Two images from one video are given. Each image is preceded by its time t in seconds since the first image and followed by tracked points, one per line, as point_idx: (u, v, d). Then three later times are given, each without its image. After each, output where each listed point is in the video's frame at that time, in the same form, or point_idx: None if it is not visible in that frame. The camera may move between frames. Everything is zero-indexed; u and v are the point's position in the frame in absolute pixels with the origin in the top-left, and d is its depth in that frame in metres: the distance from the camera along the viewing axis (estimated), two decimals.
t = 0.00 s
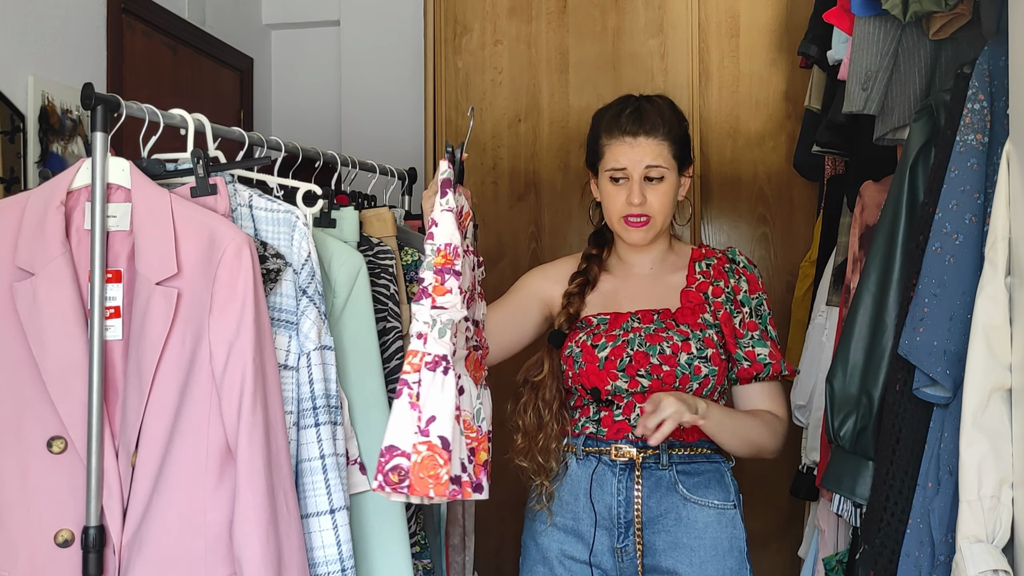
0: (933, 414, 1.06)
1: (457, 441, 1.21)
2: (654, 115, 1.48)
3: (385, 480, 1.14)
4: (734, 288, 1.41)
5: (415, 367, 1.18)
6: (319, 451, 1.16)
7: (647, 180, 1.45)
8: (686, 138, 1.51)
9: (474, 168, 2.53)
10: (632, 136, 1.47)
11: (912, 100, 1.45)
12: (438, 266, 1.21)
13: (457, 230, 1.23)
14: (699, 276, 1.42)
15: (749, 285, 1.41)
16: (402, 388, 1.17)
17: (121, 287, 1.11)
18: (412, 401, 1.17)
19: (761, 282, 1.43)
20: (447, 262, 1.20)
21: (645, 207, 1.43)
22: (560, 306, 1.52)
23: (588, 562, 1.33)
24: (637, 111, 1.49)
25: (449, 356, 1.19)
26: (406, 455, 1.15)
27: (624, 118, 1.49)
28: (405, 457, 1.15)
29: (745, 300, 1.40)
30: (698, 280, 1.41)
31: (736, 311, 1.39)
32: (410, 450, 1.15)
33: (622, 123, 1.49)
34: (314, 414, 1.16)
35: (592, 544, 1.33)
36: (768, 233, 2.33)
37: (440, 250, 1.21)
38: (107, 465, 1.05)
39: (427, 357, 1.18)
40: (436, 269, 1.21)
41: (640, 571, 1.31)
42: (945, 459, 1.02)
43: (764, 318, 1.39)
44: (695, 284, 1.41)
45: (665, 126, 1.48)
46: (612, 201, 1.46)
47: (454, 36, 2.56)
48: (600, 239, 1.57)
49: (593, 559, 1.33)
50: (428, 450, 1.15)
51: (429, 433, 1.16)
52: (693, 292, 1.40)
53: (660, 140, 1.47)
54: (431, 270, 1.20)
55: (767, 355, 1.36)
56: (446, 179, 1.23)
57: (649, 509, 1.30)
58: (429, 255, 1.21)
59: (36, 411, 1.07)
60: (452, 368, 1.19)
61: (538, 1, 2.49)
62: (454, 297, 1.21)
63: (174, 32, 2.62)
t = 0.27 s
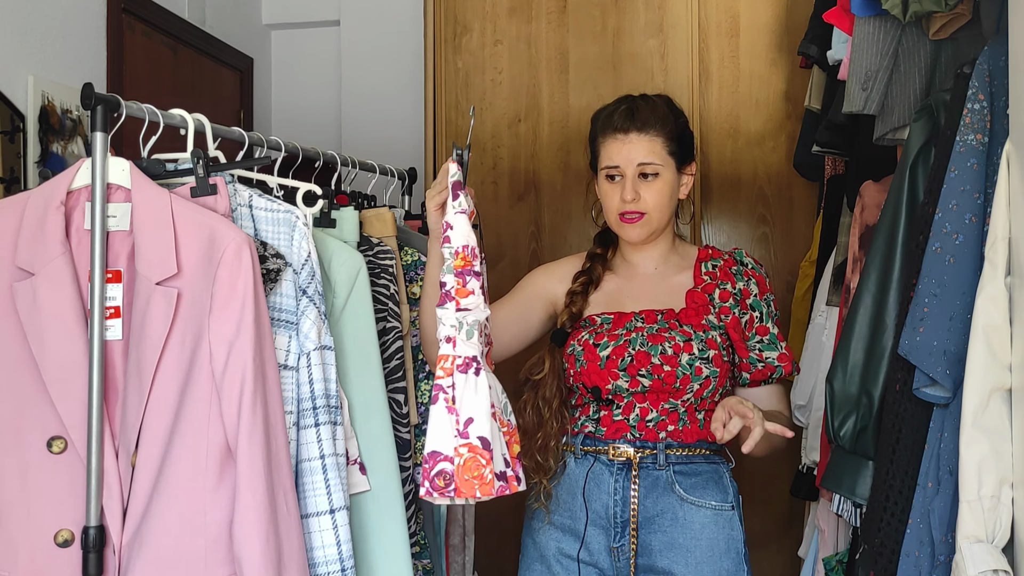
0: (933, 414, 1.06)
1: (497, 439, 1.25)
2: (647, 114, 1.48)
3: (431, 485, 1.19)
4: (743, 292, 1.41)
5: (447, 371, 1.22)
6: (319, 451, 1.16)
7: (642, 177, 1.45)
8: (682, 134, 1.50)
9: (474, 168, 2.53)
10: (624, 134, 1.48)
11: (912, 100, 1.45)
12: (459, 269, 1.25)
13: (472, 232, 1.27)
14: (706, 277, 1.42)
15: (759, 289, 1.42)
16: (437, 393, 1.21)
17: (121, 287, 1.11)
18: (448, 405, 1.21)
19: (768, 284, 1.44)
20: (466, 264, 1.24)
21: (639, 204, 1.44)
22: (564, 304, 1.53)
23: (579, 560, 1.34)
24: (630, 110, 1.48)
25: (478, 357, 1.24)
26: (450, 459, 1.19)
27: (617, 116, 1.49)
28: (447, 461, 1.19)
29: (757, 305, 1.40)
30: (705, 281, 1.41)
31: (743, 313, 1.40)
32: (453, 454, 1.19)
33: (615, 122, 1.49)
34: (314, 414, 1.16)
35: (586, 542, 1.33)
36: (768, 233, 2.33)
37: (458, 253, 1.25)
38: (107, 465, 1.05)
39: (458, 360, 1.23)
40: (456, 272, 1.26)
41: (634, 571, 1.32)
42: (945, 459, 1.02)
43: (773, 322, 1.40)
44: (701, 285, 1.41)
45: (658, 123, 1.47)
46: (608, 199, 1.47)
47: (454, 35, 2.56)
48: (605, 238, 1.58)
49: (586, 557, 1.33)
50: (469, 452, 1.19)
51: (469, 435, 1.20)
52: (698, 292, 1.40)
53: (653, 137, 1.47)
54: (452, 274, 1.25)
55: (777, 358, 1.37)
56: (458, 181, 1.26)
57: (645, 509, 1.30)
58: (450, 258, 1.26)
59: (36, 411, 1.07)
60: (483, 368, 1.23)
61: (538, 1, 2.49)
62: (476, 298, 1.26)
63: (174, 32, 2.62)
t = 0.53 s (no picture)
0: (933, 414, 1.06)
1: (497, 435, 1.24)
2: (656, 98, 1.50)
3: (431, 478, 1.17)
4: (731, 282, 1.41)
5: (449, 365, 1.22)
6: (319, 452, 1.16)
7: (646, 159, 1.45)
8: (687, 126, 1.52)
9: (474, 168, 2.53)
10: (631, 115, 1.48)
11: (912, 100, 1.45)
12: (461, 263, 1.25)
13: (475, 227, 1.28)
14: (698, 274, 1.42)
15: (747, 279, 1.41)
16: (439, 386, 1.20)
17: (121, 287, 1.11)
18: (449, 398, 1.20)
19: (761, 276, 1.43)
20: (469, 259, 1.25)
21: (641, 183, 1.42)
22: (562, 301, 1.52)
23: (586, 558, 1.34)
24: (639, 93, 1.50)
25: (480, 351, 1.23)
26: (449, 453, 1.18)
27: (624, 101, 1.51)
28: (447, 454, 1.18)
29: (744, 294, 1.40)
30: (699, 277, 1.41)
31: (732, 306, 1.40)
32: (453, 447, 1.18)
33: (624, 104, 1.50)
34: (314, 414, 1.16)
35: (591, 542, 1.33)
36: (768, 233, 2.33)
37: (461, 247, 1.25)
38: (107, 465, 1.05)
39: (459, 354, 1.22)
40: (458, 266, 1.25)
41: (637, 571, 1.31)
42: (945, 459, 1.02)
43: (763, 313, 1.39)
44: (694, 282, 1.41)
45: (664, 108, 1.49)
46: (611, 180, 1.46)
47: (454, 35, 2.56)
48: (602, 236, 1.58)
49: (591, 556, 1.33)
50: (470, 445, 1.18)
51: (469, 429, 1.19)
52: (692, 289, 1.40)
53: (660, 120, 1.48)
54: (454, 267, 1.25)
55: (768, 347, 1.36)
56: (462, 176, 1.28)
57: (647, 509, 1.30)
58: (452, 253, 1.26)
59: (36, 411, 1.07)
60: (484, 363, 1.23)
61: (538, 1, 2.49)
62: (479, 293, 1.26)
63: (174, 32, 2.62)
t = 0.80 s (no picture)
0: (933, 414, 1.06)
1: (467, 442, 1.25)
2: (658, 99, 1.50)
3: (400, 477, 1.18)
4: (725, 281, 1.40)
5: (425, 367, 1.21)
6: (319, 451, 1.16)
7: (645, 159, 1.46)
8: (688, 127, 1.52)
9: (475, 169, 2.53)
10: (633, 115, 1.48)
11: (912, 100, 1.45)
12: (444, 269, 1.24)
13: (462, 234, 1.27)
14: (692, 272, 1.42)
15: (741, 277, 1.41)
16: (414, 387, 1.20)
17: (121, 287, 1.11)
18: (423, 399, 1.20)
19: (756, 273, 1.42)
20: (453, 265, 1.23)
21: (640, 185, 1.43)
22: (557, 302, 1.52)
23: (584, 558, 1.34)
24: (642, 92, 1.50)
25: (458, 355, 1.22)
26: (420, 453, 1.19)
27: (627, 99, 1.50)
28: (418, 455, 1.18)
29: (739, 293, 1.39)
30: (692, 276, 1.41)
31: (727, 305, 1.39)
32: (423, 448, 1.19)
33: (626, 103, 1.50)
34: (314, 414, 1.16)
35: (588, 541, 1.33)
36: (768, 233, 2.33)
37: (445, 253, 1.24)
38: (108, 465, 1.05)
39: (437, 357, 1.21)
40: (442, 271, 1.24)
41: (635, 570, 1.32)
42: (944, 459, 1.03)
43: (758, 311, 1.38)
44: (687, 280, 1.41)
45: (667, 109, 1.49)
46: (609, 179, 1.46)
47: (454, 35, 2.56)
48: (598, 233, 1.58)
49: (589, 556, 1.33)
50: (441, 447, 1.18)
51: (442, 431, 1.19)
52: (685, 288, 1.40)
53: (661, 122, 1.48)
54: (437, 272, 1.23)
55: (762, 347, 1.36)
56: (450, 183, 1.27)
57: (644, 509, 1.30)
58: (436, 257, 1.24)
59: (36, 411, 1.07)
60: (461, 367, 1.22)
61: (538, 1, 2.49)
62: (460, 298, 1.23)
63: (174, 32, 2.62)
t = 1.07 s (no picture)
0: (933, 414, 1.06)
1: (444, 457, 1.24)
2: (655, 106, 1.48)
3: (373, 496, 1.17)
4: (729, 285, 1.40)
5: (405, 387, 1.20)
6: (319, 451, 1.16)
7: (642, 169, 1.46)
8: (686, 132, 1.51)
9: (474, 169, 2.53)
10: (629, 125, 1.47)
11: (912, 100, 1.45)
12: (432, 285, 1.22)
13: (452, 248, 1.25)
14: (693, 273, 1.41)
15: (745, 281, 1.40)
16: (392, 406, 1.19)
17: (121, 287, 1.11)
18: (401, 419, 1.19)
19: (756, 278, 1.41)
20: (440, 282, 1.21)
21: (637, 197, 1.43)
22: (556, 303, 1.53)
23: (582, 558, 1.34)
24: (638, 100, 1.48)
25: (440, 374, 1.21)
26: (394, 473, 1.18)
27: (624, 106, 1.49)
28: (392, 475, 1.17)
29: (742, 297, 1.39)
30: (693, 276, 1.41)
31: (730, 307, 1.38)
32: (398, 468, 1.17)
33: (622, 111, 1.49)
34: (314, 414, 1.16)
35: (586, 541, 1.33)
36: (768, 233, 2.33)
37: (433, 269, 1.22)
38: (108, 465, 1.05)
39: (418, 376, 1.20)
40: (429, 287, 1.22)
41: (632, 570, 1.32)
42: (944, 459, 1.03)
43: (760, 315, 1.38)
44: (689, 281, 1.40)
45: (664, 117, 1.47)
46: (606, 189, 1.46)
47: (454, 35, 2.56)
48: (597, 232, 1.58)
49: (587, 556, 1.33)
50: (416, 468, 1.17)
51: (418, 451, 1.18)
52: (687, 288, 1.40)
53: (658, 131, 1.47)
54: (424, 289, 1.22)
55: (763, 352, 1.36)
56: (441, 198, 1.24)
57: (642, 508, 1.30)
58: (423, 274, 1.22)
59: (36, 411, 1.07)
60: (442, 388, 1.21)
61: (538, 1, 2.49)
62: (447, 316, 1.22)
63: (174, 32, 2.62)
